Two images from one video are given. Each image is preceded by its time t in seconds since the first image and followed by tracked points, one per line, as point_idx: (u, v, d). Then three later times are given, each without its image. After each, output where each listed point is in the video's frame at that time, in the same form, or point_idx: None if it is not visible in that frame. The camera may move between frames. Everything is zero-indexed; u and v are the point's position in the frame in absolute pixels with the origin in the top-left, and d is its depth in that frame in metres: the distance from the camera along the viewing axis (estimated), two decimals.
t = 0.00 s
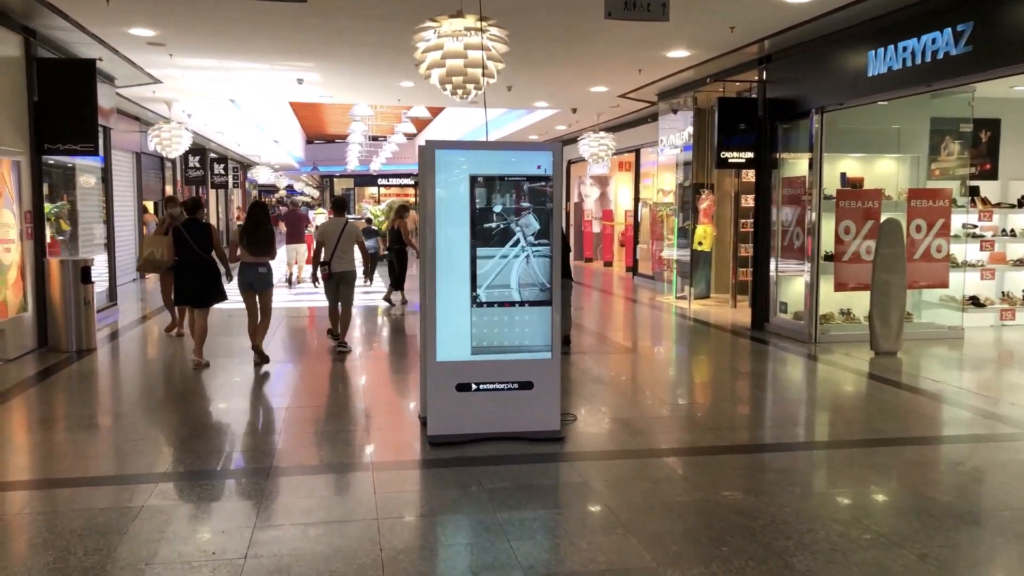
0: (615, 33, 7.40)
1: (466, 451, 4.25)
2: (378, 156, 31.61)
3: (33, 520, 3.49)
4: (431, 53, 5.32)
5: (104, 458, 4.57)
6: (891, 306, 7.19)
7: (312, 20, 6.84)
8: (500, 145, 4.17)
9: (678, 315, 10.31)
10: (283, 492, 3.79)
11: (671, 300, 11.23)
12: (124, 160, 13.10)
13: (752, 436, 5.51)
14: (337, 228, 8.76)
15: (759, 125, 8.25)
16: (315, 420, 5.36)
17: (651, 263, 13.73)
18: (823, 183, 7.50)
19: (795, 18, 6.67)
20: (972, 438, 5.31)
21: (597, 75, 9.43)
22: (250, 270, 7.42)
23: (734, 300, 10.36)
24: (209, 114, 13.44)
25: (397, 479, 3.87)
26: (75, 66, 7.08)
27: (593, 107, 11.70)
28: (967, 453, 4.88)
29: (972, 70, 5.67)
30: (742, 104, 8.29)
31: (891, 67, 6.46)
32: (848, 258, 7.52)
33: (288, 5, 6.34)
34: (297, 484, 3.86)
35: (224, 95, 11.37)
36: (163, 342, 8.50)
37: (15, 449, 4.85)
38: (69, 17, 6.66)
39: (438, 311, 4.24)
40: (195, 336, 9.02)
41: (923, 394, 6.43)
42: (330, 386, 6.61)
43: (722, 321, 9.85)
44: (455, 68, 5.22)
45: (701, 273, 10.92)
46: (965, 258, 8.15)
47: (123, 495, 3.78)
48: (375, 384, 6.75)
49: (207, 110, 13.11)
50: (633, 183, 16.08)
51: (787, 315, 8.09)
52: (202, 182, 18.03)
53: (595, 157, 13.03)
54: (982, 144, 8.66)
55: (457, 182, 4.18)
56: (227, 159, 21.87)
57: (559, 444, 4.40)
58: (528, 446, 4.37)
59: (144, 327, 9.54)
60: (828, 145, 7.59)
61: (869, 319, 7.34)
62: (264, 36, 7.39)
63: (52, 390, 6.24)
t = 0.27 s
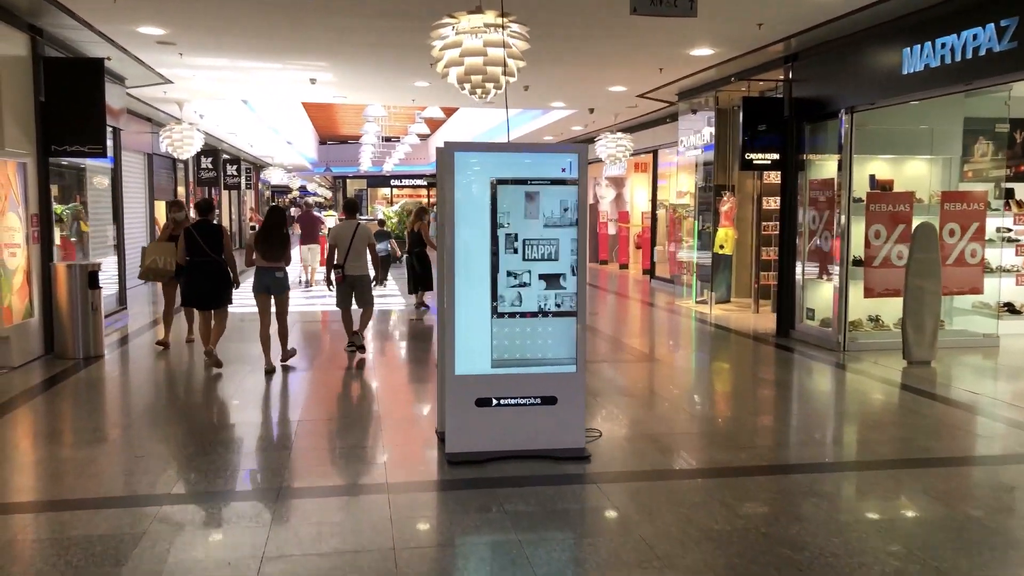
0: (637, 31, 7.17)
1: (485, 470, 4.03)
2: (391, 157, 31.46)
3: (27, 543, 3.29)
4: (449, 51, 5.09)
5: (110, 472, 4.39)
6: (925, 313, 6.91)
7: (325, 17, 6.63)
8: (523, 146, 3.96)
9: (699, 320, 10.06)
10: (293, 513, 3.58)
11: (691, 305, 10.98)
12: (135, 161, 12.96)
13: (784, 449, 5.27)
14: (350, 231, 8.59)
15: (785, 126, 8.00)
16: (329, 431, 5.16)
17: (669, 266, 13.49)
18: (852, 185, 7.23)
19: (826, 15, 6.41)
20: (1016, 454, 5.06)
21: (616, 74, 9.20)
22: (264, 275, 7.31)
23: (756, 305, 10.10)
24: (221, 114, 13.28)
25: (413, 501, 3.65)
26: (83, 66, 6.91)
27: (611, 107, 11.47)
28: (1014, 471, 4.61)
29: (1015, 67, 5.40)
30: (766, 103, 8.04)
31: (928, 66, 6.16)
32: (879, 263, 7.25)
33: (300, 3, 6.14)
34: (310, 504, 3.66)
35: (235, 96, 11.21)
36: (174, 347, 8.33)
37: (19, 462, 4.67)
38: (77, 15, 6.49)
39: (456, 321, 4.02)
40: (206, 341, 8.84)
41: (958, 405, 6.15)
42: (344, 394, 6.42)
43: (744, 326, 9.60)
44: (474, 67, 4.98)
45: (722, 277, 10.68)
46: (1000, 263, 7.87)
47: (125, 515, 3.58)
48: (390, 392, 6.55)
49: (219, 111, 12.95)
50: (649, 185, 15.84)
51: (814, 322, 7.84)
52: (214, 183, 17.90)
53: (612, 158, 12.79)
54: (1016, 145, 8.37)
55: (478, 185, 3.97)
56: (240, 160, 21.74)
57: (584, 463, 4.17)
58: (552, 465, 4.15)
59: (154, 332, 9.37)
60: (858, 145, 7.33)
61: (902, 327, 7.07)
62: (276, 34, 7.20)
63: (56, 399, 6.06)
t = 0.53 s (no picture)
0: (655, 22, 6.91)
1: (502, 484, 3.78)
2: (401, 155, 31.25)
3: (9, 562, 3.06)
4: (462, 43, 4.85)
5: (108, 478, 4.17)
6: (959, 316, 6.63)
7: (332, 8, 6.38)
8: (542, 138, 3.73)
9: (717, 322, 9.78)
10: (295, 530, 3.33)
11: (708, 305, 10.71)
12: (141, 159, 12.78)
13: (814, 455, 5.02)
14: (359, 228, 8.40)
15: (810, 121, 7.73)
16: (338, 436, 4.94)
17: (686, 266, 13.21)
18: (880, 183, 6.95)
19: (854, 4, 6.12)
20: None
21: (632, 69, 8.95)
22: (276, 273, 7.17)
23: (777, 306, 9.82)
24: (229, 112, 13.08)
25: (424, 518, 3.40)
26: (84, 59, 6.69)
27: (625, 103, 11.22)
28: None
29: None
30: (789, 97, 7.77)
31: (965, 56, 5.80)
32: (909, 263, 7.00)
33: None
34: (318, 518, 3.43)
35: (243, 93, 11.02)
36: (180, 350, 8.12)
37: (14, 467, 4.47)
38: (76, 6, 6.27)
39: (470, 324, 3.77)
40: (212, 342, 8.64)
41: (994, 411, 5.86)
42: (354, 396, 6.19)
43: (764, 328, 9.36)
44: (490, 57, 4.71)
45: (741, 278, 10.45)
46: None
47: (116, 531, 3.35)
48: (401, 394, 6.32)
49: (226, 109, 12.75)
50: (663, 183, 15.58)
51: (839, 324, 7.57)
52: (223, 182, 17.73)
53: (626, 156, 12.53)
54: None
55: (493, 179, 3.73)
56: (249, 159, 21.58)
57: (607, 476, 3.91)
58: (574, 479, 3.89)
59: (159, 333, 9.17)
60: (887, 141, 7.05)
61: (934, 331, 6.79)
62: (284, 27, 6.98)
63: (54, 403, 5.86)
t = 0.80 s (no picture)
0: (674, 19, 6.69)
1: (521, 505, 3.56)
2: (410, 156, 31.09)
3: None
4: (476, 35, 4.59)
5: (108, 491, 3.99)
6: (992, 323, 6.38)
7: (340, 4, 6.19)
8: (560, 138, 3.57)
9: (734, 326, 9.54)
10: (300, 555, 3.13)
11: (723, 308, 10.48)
12: (147, 160, 12.63)
13: (845, 468, 4.80)
14: (374, 231, 8.35)
15: (833, 121, 7.51)
16: (348, 446, 4.74)
17: (700, 267, 12.98)
18: (908, 183, 6.71)
19: None
20: None
21: (648, 67, 8.74)
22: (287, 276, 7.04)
23: (796, 310, 9.58)
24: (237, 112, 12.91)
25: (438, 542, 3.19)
26: (86, 57, 6.52)
27: (639, 102, 11.01)
28: None
29: None
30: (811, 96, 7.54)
31: (1001, 52, 5.49)
32: (937, 267, 6.78)
33: None
34: (325, 542, 3.22)
35: (250, 93, 10.85)
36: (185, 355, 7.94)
37: (11, 478, 4.29)
38: (78, 3, 6.09)
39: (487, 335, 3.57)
40: (218, 346, 8.46)
41: None
42: (365, 403, 6.01)
43: (782, 333, 9.10)
44: (505, 52, 4.46)
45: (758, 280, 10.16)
46: None
47: (111, 554, 3.15)
48: (413, 400, 6.12)
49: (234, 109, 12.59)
50: (675, 184, 15.35)
51: (863, 329, 7.32)
52: (230, 182, 17.58)
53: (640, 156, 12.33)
54: None
55: (510, 182, 3.56)
56: (257, 160, 21.44)
57: (631, 497, 3.69)
58: (597, 499, 3.67)
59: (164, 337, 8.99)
60: (915, 141, 6.80)
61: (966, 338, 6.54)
62: (292, 24, 6.80)
63: (54, 411, 5.68)
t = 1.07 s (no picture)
0: (697, 9, 6.44)
1: (546, 522, 3.31)
2: (418, 155, 30.91)
3: None
4: (497, 21, 4.35)
5: (106, 499, 3.75)
6: None
7: None
8: (588, 128, 3.31)
9: (755, 327, 9.28)
10: None
11: (742, 309, 10.21)
12: (153, 158, 12.44)
13: (882, 477, 4.54)
14: (389, 227, 8.30)
15: (860, 115, 7.22)
16: (362, 452, 4.53)
17: (717, 267, 12.72)
18: (942, 182, 6.46)
19: None
20: None
21: (667, 61, 8.51)
22: (297, 274, 6.83)
23: (819, 311, 9.32)
24: (245, 110, 12.71)
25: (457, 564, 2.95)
26: (88, 50, 6.31)
27: (655, 98, 10.77)
28: None
29: None
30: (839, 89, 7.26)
31: None
32: (972, 267, 6.61)
33: None
34: (335, 562, 2.98)
35: (259, 89, 10.66)
36: (190, 356, 7.72)
37: (9, 484, 4.10)
38: None
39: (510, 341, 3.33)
40: (226, 348, 8.25)
41: None
42: (379, 406, 5.79)
43: (805, 334, 8.83)
44: (526, 40, 4.21)
45: (780, 279, 9.88)
46: None
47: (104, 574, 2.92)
48: (427, 404, 5.90)
49: (242, 106, 12.39)
50: (690, 183, 15.08)
51: (893, 332, 7.05)
52: (238, 181, 17.41)
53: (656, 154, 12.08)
54: None
55: (534, 177, 3.31)
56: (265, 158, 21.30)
57: (663, 514, 3.43)
58: (627, 517, 3.41)
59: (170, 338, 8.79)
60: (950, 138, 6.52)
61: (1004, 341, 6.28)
62: (303, 16, 6.59)
63: (53, 413, 5.46)
